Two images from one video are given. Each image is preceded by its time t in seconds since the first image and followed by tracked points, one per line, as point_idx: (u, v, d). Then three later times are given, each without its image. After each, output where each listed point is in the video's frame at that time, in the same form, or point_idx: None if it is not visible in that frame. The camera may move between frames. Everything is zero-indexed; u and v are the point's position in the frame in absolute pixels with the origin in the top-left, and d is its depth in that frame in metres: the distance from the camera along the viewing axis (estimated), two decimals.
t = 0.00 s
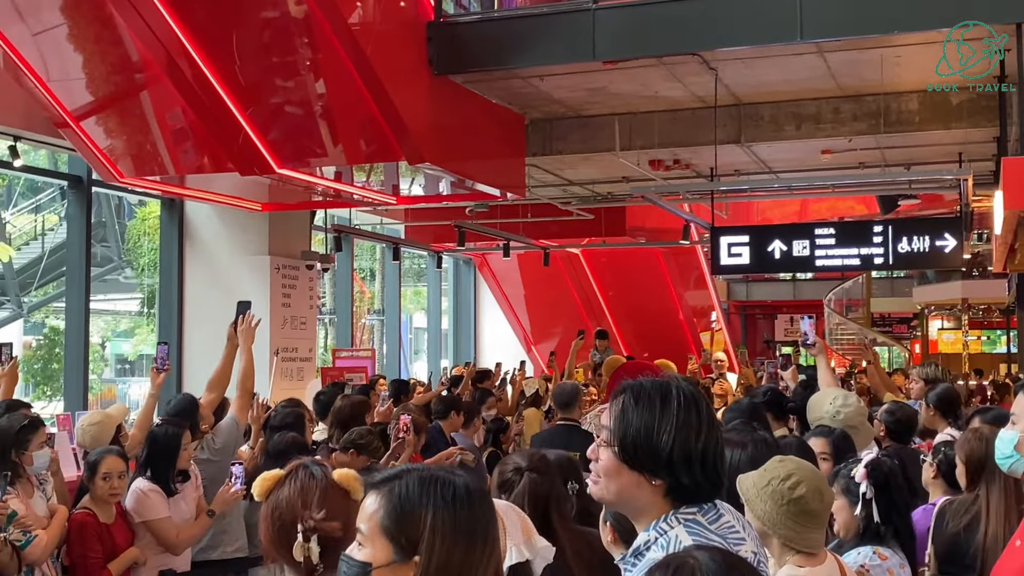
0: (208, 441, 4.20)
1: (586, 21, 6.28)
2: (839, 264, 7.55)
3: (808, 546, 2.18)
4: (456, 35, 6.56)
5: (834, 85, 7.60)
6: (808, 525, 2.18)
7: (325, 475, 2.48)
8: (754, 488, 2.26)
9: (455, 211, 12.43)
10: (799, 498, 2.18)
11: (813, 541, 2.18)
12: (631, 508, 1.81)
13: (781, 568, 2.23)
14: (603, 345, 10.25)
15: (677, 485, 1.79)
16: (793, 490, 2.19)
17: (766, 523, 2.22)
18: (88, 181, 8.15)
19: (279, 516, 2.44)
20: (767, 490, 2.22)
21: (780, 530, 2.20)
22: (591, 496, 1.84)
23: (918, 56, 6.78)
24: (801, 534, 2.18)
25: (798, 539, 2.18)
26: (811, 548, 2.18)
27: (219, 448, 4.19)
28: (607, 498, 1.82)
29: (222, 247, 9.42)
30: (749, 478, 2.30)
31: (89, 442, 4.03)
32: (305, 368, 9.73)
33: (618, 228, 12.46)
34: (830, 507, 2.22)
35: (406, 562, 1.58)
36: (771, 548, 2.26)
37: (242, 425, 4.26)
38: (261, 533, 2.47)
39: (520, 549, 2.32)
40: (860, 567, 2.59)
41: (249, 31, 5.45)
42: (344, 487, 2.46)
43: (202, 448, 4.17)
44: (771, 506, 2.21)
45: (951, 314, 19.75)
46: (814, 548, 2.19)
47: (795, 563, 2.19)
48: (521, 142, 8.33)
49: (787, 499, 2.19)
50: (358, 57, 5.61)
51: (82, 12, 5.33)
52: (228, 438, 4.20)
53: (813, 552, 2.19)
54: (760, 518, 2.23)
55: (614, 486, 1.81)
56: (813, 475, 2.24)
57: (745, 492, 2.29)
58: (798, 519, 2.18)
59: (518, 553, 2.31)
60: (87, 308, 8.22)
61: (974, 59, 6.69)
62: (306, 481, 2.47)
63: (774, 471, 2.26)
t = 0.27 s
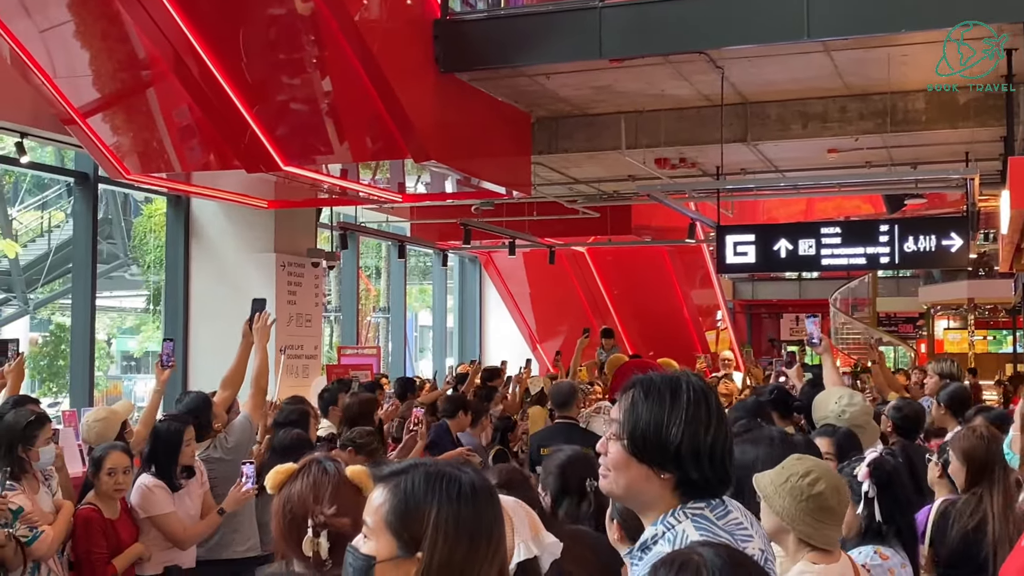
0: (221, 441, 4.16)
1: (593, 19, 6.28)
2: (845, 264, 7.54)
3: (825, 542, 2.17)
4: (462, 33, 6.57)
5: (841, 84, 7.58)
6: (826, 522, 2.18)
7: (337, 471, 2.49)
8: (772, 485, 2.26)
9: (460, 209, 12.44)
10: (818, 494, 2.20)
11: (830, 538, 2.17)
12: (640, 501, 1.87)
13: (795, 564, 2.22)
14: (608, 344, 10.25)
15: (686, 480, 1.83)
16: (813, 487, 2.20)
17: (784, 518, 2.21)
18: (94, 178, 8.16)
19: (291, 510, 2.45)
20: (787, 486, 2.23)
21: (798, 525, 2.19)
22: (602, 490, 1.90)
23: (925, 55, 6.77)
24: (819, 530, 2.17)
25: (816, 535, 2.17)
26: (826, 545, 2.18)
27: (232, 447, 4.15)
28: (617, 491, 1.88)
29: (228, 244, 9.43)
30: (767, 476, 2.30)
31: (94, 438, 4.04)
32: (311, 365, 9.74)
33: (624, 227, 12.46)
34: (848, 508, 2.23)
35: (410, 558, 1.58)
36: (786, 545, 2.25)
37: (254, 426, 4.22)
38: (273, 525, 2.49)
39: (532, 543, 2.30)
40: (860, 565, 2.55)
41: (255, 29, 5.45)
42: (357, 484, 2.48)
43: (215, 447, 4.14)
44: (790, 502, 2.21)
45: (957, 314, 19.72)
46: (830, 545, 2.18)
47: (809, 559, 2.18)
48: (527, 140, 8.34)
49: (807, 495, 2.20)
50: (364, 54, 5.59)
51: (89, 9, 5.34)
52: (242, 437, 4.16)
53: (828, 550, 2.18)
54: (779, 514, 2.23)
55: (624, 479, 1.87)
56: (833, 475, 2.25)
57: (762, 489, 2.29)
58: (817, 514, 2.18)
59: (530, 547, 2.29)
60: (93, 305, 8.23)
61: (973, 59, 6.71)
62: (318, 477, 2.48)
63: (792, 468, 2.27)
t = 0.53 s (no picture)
0: (229, 440, 4.11)
1: (593, 18, 6.28)
2: (844, 263, 7.54)
3: (829, 543, 2.16)
4: (463, 32, 6.58)
5: (841, 84, 7.59)
6: (832, 523, 2.18)
7: (337, 470, 2.50)
8: (779, 486, 2.27)
9: (461, 207, 12.45)
10: (827, 496, 2.20)
11: (834, 540, 2.17)
12: (641, 495, 1.88)
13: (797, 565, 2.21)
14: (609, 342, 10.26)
15: (688, 481, 1.85)
16: (821, 489, 2.21)
17: (790, 518, 2.22)
18: (95, 175, 8.16)
19: (291, 508, 2.45)
20: (794, 488, 2.24)
21: (803, 525, 2.19)
22: (606, 480, 1.92)
23: (925, 55, 6.77)
24: (824, 531, 2.17)
25: (820, 536, 2.17)
26: (830, 547, 2.17)
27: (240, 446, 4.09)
28: (620, 483, 1.90)
29: (229, 242, 9.45)
30: (774, 478, 2.31)
31: (93, 435, 4.04)
32: (311, 363, 9.75)
33: (624, 226, 12.46)
34: (854, 513, 2.23)
35: (404, 553, 1.59)
36: (791, 545, 2.25)
37: (263, 425, 4.17)
38: (273, 523, 2.49)
39: (531, 542, 2.31)
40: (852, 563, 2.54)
41: (256, 27, 5.45)
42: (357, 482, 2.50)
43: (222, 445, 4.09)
44: (797, 503, 2.21)
45: (958, 314, 19.73)
46: (834, 547, 2.17)
47: (811, 559, 2.18)
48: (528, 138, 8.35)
49: (814, 497, 2.20)
50: (365, 52, 5.60)
51: (90, 7, 5.35)
52: (250, 438, 4.09)
53: (831, 551, 2.17)
54: (785, 515, 2.23)
55: (629, 473, 1.88)
56: (842, 479, 2.26)
57: (769, 490, 2.30)
58: (823, 516, 2.18)
59: (529, 545, 2.30)
60: (94, 303, 8.24)
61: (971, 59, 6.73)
62: (318, 475, 2.48)
63: (802, 470, 2.28)
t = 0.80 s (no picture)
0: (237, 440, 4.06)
1: (593, 18, 6.29)
2: (844, 263, 7.55)
3: (830, 545, 2.17)
4: (463, 32, 6.58)
5: (840, 84, 7.59)
6: (833, 526, 2.18)
7: (340, 470, 2.51)
8: (780, 487, 2.27)
9: (461, 207, 12.45)
10: (828, 498, 2.20)
11: (835, 542, 2.18)
12: (638, 494, 1.89)
13: (797, 565, 2.22)
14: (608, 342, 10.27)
15: (684, 480, 1.86)
16: (822, 490, 2.21)
17: (791, 519, 2.21)
18: (95, 175, 8.17)
19: (293, 507, 2.45)
20: (795, 489, 2.23)
21: (805, 527, 2.19)
22: (605, 479, 1.93)
23: (925, 55, 6.78)
24: (826, 533, 2.17)
25: (822, 538, 2.17)
26: (831, 548, 2.18)
27: (248, 448, 4.06)
28: (618, 482, 1.90)
29: (228, 241, 9.45)
30: (775, 478, 2.31)
31: (93, 431, 4.04)
32: (311, 363, 9.76)
33: (624, 225, 12.46)
34: (855, 514, 2.24)
35: (396, 551, 1.60)
36: (792, 546, 2.25)
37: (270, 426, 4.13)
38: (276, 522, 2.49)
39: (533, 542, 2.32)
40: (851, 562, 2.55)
41: (255, 27, 5.45)
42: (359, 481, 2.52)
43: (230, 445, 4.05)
44: (798, 504, 2.21)
45: (958, 313, 19.73)
46: (835, 549, 2.19)
47: (813, 560, 2.18)
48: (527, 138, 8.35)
49: (815, 498, 2.20)
50: (365, 52, 5.60)
51: (90, 7, 5.35)
52: (258, 439, 4.07)
53: (832, 552, 2.18)
54: (786, 515, 2.23)
55: (626, 472, 1.89)
56: (843, 480, 2.26)
57: (770, 491, 2.30)
58: (825, 518, 2.18)
59: (530, 545, 2.31)
60: (94, 302, 8.25)
61: (971, 58, 6.74)
62: (321, 475, 2.49)
63: (804, 470, 2.27)
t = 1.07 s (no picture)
0: (242, 439, 3.97)
1: (593, 16, 6.28)
2: (844, 261, 7.56)
3: (830, 542, 2.18)
4: (463, 30, 6.57)
5: (841, 82, 7.59)
6: (833, 524, 2.19)
7: (347, 468, 2.51)
8: (780, 485, 2.27)
9: (461, 206, 12.45)
10: (828, 496, 2.20)
11: (836, 539, 2.18)
12: (638, 491, 1.89)
13: (797, 563, 2.22)
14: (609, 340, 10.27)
15: (682, 477, 1.86)
16: (822, 488, 2.21)
17: (791, 517, 2.22)
18: (95, 174, 8.17)
19: (298, 504, 2.45)
20: (795, 487, 2.23)
21: (805, 525, 2.19)
22: (606, 476, 1.93)
23: (925, 53, 6.78)
24: (826, 530, 2.18)
25: (822, 535, 2.18)
26: (831, 546, 2.18)
27: (254, 446, 3.96)
28: (619, 479, 1.91)
29: (229, 240, 9.45)
30: (776, 476, 2.31)
31: (94, 429, 4.04)
32: (311, 362, 9.76)
33: (624, 224, 12.47)
34: (854, 511, 2.24)
35: (398, 552, 1.60)
36: (792, 543, 2.25)
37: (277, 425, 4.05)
38: (282, 520, 2.49)
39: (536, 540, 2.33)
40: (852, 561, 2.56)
41: (255, 26, 5.44)
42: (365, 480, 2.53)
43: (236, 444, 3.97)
44: (798, 502, 2.21)
45: (958, 311, 19.75)
46: (835, 546, 2.19)
47: (813, 558, 2.19)
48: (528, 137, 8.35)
49: (815, 496, 2.20)
50: (365, 51, 5.61)
51: (90, 7, 5.34)
52: (264, 437, 3.97)
53: (832, 550, 2.19)
54: (786, 513, 2.23)
55: (625, 469, 1.89)
56: (843, 478, 2.26)
57: (770, 488, 2.30)
58: (825, 515, 2.19)
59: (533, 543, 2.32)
60: (94, 302, 8.25)
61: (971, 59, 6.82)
62: (327, 473, 2.49)
63: (803, 469, 2.27)
